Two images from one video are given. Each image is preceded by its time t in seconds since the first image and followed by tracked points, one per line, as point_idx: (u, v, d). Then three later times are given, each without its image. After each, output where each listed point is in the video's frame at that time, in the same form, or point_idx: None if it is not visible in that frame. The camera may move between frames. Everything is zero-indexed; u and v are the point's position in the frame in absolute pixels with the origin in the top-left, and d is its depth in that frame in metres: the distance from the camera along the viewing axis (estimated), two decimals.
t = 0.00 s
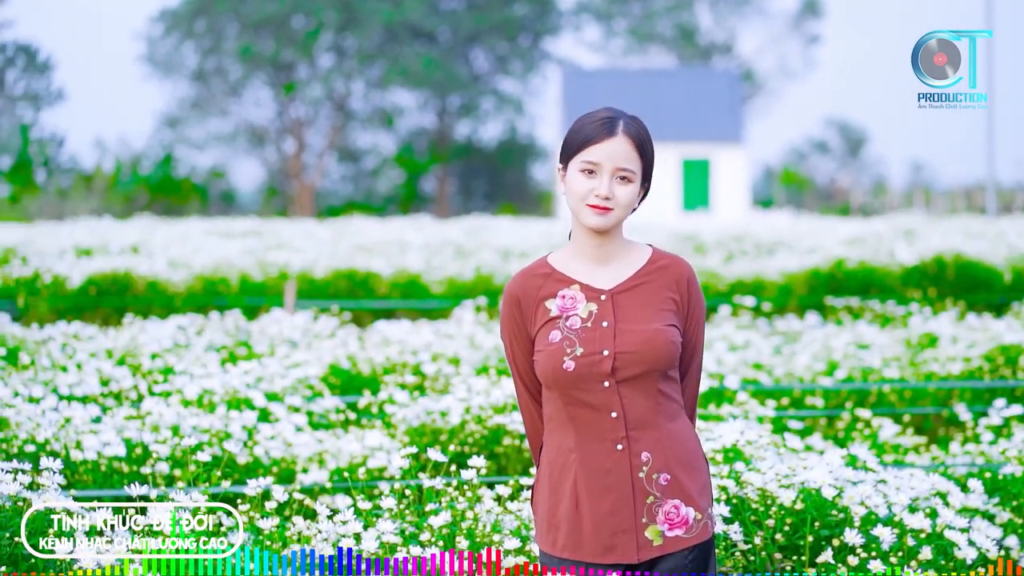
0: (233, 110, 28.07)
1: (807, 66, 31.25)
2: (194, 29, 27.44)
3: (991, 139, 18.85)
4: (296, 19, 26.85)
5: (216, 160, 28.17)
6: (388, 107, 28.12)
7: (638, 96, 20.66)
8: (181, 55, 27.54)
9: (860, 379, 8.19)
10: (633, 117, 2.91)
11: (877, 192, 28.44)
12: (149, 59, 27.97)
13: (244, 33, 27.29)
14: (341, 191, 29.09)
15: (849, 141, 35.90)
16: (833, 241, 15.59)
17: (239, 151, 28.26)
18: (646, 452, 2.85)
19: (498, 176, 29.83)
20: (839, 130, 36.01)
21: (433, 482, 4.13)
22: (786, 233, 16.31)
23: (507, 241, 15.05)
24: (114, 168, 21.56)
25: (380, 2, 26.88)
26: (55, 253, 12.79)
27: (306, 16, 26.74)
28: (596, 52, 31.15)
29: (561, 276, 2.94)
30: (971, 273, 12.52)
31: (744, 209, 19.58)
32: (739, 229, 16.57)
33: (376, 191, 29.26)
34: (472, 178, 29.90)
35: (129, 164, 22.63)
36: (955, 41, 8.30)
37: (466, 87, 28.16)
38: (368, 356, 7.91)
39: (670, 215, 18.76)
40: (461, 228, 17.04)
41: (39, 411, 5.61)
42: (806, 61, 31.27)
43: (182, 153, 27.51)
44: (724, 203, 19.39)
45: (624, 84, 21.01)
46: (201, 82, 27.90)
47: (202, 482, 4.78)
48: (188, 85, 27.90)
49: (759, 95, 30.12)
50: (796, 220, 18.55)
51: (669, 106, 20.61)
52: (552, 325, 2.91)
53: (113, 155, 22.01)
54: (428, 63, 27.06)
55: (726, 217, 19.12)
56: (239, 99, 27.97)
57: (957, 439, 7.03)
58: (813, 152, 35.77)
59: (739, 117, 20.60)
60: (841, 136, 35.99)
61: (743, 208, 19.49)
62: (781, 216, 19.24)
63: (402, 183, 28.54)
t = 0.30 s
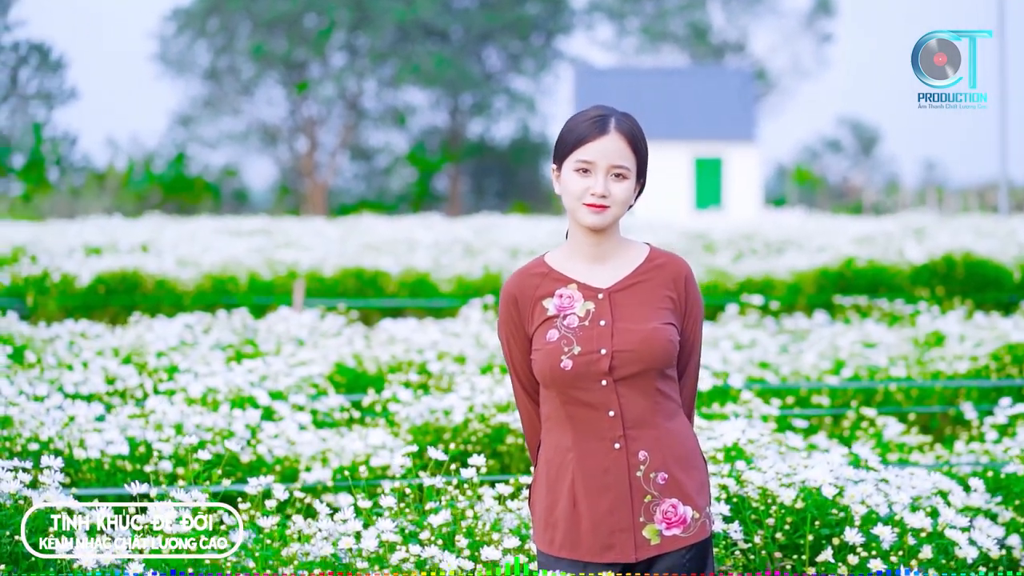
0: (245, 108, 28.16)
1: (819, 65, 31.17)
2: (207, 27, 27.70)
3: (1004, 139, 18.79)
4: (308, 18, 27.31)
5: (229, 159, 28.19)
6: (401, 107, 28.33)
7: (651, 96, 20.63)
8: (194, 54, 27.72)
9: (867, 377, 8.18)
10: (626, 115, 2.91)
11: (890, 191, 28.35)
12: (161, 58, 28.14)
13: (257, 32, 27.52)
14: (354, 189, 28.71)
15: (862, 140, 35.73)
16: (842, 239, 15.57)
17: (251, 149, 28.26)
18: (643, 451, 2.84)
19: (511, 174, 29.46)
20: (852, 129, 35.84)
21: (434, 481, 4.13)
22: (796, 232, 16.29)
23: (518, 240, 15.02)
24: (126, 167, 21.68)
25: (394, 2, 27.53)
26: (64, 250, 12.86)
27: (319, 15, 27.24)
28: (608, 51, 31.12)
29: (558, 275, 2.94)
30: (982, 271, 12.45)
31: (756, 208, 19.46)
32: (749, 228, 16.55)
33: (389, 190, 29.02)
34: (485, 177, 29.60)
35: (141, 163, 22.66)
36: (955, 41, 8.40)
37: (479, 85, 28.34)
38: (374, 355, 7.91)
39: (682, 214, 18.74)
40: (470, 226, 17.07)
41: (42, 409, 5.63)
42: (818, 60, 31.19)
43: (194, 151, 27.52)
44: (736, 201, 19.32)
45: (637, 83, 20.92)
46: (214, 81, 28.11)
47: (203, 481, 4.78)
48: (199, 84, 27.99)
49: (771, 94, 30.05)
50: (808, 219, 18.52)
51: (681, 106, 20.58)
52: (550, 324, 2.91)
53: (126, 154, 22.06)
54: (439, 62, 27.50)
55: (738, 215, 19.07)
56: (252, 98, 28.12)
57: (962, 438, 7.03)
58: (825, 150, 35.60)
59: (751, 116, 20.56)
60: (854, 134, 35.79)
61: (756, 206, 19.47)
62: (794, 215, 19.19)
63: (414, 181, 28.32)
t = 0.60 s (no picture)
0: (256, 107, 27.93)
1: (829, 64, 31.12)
2: (217, 26, 27.47)
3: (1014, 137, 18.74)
4: (319, 17, 27.10)
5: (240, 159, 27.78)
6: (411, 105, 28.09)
7: (663, 94, 20.53)
8: (205, 53, 27.47)
9: (872, 377, 8.17)
10: (622, 114, 2.90)
11: (901, 191, 28.26)
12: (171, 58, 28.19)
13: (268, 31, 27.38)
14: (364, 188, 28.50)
15: (874, 139, 35.64)
16: (851, 238, 15.56)
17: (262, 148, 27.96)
18: (641, 451, 2.84)
19: (522, 173, 29.38)
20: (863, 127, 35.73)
21: (434, 481, 4.13)
22: (805, 231, 16.26)
23: (527, 239, 14.99)
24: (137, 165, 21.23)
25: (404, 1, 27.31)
26: (73, 250, 12.88)
27: (330, 14, 27.07)
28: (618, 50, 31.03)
29: (556, 275, 2.93)
30: (991, 270, 12.42)
31: (768, 208, 19.52)
32: (759, 228, 16.54)
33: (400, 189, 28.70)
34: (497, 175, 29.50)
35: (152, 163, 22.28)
36: (955, 41, 8.43)
37: (489, 85, 28.11)
38: (379, 354, 7.92)
39: (694, 214, 18.86)
40: (478, 226, 17.08)
41: (44, 409, 5.63)
42: (827, 59, 31.14)
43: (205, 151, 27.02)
44: (748, 201, 19.41)
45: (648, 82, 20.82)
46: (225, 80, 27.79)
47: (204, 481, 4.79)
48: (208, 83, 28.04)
49: (782, 92, 29.97)
50: (819, 218, 18.53)
51: (691, 104, 20.47)
52: (547, 324, 2.90)
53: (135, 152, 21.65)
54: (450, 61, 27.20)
55: (750, 214, 19.14)
56: (263, 96, 27.86)
57: (967, 437, 7.01)
58: (836, 150, 35.40)
59: (762, 114, 20.56)
60: (866, 133, 35.54)
61: (767, 206, 19.46)
62: (804, 214, 19.14)
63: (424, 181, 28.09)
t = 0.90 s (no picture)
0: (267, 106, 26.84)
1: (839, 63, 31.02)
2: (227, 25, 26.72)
3: None
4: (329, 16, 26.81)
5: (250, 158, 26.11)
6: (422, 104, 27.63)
7: (676, 93, 20.52)
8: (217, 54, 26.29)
9: (877, 377, 8.16)
10: (619, 112, 2.90)
11: (911, 191, 28.20)
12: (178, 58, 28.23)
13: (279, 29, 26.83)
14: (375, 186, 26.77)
15: (884, 138, 35.51)
16: (858, 238, 15.54)
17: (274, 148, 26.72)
18: (637, 451, 2.84)
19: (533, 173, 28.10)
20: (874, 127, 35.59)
21: (433, 483, 4.12)
22: (813, 231, 16.23)
23: (534, 240, 14.96)
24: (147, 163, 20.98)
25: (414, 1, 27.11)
26: (80, 250, 12.88)
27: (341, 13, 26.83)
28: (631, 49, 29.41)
29: (555, 274, 2.93)
30: (997, 271, 12.40)
31: (778, 208, 19.47)
32: (766, 228, 16.53)
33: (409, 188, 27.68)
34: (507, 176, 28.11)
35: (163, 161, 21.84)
36: (955, 41, 8.41)
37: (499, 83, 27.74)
38: (383, 354, 7.92)
39: (704, 214, 18.79)
40: (485, 226, 17.06)
41: (47, 409, 5.64)
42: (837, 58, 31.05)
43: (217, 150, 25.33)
44: (758, 201, 19.33)
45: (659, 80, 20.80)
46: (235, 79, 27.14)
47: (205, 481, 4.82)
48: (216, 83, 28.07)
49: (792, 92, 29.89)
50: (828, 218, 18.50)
51: (702, 104, 20.44)
52: (546, 322, 2.90)
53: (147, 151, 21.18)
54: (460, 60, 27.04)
55: (760, 214, 19.07)
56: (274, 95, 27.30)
57: (970, 438, 7.00)
58: (847, 149, 35.18)
59: (772, 114, 20.51)
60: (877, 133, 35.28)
61: (776, 206, 19.37)
62: (815, 215, 19.10)
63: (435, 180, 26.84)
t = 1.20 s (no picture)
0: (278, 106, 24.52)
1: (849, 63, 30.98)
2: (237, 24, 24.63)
3: None
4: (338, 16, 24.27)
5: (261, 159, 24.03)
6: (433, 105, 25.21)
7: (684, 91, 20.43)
8: (225, 52, 24.38)
9: (882, 377, 8.16)
10: (620, 110, 2.89)
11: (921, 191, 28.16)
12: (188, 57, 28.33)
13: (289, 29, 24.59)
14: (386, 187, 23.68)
15: (893, 138, 35.43)
16: (865, 238, 15.51)
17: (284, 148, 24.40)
18: (634, 451, 2.84)
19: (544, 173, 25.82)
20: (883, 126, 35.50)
21: (434, 484, 4.12)
22: (821, 232, 16.19)
23: (542, 240, 14.92)
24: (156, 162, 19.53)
25: None
26: (88, 249, 12.89)
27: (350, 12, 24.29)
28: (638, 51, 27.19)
29: (558, 271, 2.93)
30: (1004, 271, 12.37)
31: (787, 207, 19.46)
32: (773, 227, 16.52)
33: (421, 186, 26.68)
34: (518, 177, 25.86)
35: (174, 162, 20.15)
36: (955, 41, 8.43)
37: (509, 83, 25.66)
38: (388, 354, 7.92)
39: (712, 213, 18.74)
40: (493, 226, 17.03)
41: (51, 409, 5.66)
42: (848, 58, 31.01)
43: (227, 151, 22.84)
44: (767, 200, 19.28)
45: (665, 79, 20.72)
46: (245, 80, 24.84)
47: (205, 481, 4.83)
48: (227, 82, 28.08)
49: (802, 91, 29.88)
50: (837, 218, 18.47)
51: (709, 103, 20.43)
52: (548, 319, 2.90)
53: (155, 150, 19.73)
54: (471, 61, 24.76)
55: (769, 214, 19.02)
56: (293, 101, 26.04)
57: (974, 438, 6.99)
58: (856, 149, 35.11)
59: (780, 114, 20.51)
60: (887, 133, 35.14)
61: (785, 205, 19.33)
62: (824, 214, 19.09)
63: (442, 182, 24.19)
